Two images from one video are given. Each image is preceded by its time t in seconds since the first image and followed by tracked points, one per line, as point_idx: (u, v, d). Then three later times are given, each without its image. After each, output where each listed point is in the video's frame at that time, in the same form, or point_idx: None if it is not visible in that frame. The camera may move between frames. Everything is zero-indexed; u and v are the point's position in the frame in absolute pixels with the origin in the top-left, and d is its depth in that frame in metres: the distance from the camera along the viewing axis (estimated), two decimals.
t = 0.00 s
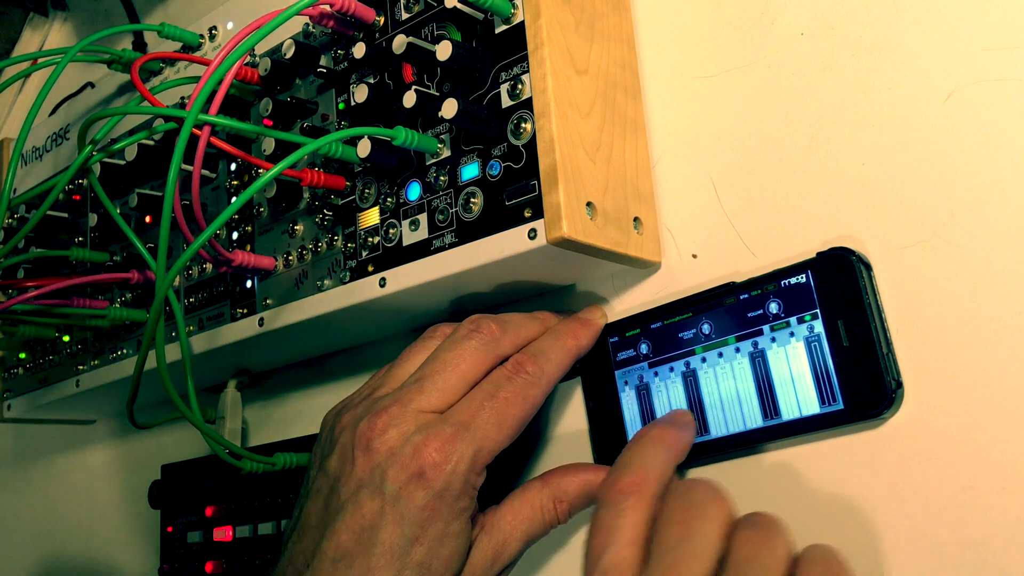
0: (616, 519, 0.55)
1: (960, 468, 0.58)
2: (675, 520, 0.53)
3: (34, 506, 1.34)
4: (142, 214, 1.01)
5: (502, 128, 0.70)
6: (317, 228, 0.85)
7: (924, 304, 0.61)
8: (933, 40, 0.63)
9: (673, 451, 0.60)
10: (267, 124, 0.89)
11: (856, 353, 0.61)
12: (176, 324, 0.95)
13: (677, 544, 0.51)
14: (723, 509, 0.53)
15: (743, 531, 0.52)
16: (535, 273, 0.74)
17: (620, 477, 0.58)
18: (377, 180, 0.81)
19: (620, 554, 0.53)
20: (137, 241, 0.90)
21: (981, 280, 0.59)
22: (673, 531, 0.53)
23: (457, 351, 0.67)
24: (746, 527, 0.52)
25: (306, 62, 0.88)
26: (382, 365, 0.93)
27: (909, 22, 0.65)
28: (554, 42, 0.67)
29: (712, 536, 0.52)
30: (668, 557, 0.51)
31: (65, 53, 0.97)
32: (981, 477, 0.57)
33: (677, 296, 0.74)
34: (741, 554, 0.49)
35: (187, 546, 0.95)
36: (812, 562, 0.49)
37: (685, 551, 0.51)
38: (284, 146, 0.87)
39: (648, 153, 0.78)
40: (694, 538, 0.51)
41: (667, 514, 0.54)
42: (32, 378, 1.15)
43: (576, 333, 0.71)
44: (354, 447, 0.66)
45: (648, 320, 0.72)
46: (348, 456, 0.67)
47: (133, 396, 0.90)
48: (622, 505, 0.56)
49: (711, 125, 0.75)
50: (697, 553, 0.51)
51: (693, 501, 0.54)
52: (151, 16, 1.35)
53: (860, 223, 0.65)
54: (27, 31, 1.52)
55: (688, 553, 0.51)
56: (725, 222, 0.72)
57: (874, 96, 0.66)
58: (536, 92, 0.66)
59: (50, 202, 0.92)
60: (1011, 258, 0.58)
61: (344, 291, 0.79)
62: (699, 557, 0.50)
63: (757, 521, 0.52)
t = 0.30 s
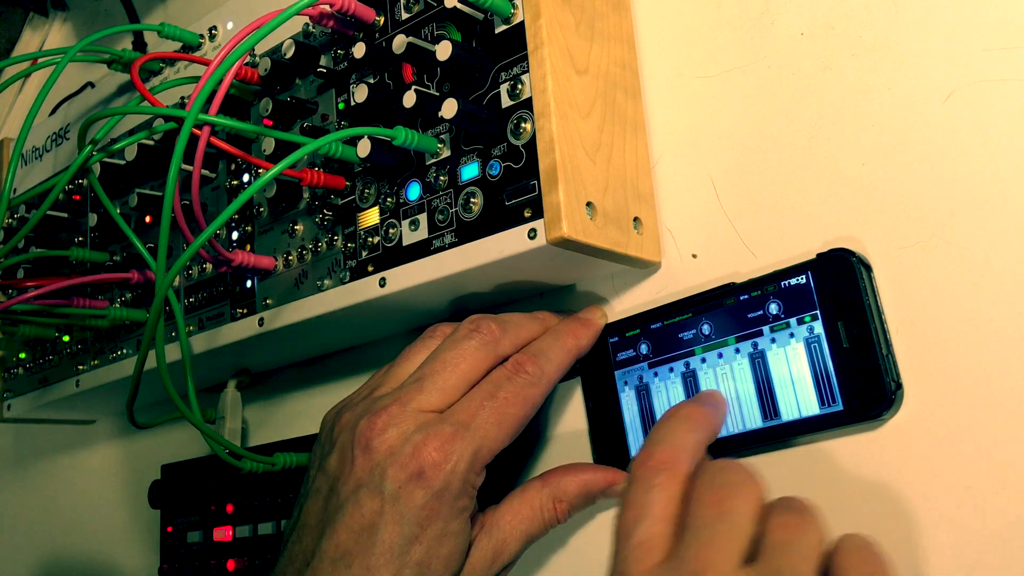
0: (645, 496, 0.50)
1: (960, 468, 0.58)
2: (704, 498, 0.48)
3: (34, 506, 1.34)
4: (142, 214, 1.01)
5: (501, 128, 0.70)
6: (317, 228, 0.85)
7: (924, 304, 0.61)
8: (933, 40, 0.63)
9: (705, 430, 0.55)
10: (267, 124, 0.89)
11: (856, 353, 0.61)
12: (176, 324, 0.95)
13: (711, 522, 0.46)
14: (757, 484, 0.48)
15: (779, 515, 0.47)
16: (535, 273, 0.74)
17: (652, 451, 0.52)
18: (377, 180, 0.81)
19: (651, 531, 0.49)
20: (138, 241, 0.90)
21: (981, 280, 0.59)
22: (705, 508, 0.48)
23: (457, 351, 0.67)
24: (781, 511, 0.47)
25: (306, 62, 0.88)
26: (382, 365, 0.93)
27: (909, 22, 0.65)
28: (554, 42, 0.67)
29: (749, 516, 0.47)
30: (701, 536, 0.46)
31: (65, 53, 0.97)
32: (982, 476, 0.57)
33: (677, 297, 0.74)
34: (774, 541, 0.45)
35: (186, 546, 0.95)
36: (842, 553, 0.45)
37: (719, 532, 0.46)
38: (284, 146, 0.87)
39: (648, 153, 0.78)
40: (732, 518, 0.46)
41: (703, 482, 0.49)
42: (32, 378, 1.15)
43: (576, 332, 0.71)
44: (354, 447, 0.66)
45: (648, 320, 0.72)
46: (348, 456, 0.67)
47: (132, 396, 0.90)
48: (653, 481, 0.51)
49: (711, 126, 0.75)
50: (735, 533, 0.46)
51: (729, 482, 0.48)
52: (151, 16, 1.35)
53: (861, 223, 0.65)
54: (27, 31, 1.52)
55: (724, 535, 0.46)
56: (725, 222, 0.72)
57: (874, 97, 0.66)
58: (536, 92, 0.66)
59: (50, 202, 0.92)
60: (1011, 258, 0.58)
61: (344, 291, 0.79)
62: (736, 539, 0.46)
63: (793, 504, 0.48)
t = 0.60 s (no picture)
0: (660, 487, 0.52)
1: (961, 468, 0.58)
2: (716, 492, 0.51)
3: (34, 506, 1.34)
4: (142, 214, 1.01)
5: (502, 128, 0.70)
6: (317, 228, 0.85)
7: (924, 304, 0.61)
8: (933, 40, 0.63)
9: (731, 426, 0.55)
10: (267, 124, 0.89)
11: (856, 353, 0.61)
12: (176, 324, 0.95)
13: (717, 520, 0.49)
14: (768, 485, 0.51)
15: (784, 512, 0.50)
16: (536, 273, 0.74)
17: (672, 442, 0.53)
18: (377, 180, 0.81)
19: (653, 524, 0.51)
20: (138, 241, 0.90)
21: (981, 279, 0.59)
22: (714, 504, 0.50)
23: (457, 351, 0.67)
24: (787, 508, 0.50)
25: (306, 62, 0.88)
26: (382, 365, 0.93)
27: (909, 22, 0.65)
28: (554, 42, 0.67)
29: (753, 516, 0.49)
30: (704, 533, 0.49)
31: (65, 53, 0.97)
32: (982, 476, 0.57)
33: (677, 296, 0.74)
34: (778, 538, 0.48)
35: (187, 546, 0.95)
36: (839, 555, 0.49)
37: (721, 530, 0.49)
38: (284, 147, 0.87)
39: (648, 153, 0.78)
40: (736, 517, 0.49)
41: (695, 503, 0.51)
42: (32, 378, 1.15)
43: (576, 332, 0.71)
44: (354, 447, 0.66)
45: (648, 320, 0.72)
46: (348, 456, 0.67)
47: (133, 397, 0.90)
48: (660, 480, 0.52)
49: (711, 125, 0.75)
50: (736, 531, 0.49)
51: (743, 481, 0.51)
52: (151, 16, 1.35)
53: (860, 223, 0.65)
54: (27, 31, 1.52)
55: (727, 532, 0.48)
56: (725, 222, 0.72)
57: (874, 97, 0.66)
58: (536, 92, 0.66)
59: (50, 202, 0.92)
60: (1011, 258, 0.58)
61: (344, 291, 0.79)
62: (737, 536, 0.48)
63: (797, 501, 0.51)
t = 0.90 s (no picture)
0: (619, 496, 0.55)
1: (961, 468, 0.58)
2: (673, 499, 0.53)
3: (34, 506, 1.34)
4: (142, 214, 1.01)
5: (502, 128, 0.70)
6: (317, 228, 0.85)
7: (924, 304, 0.61)
8: (933, 40, 0.63)
9: (686, 433, 0.58)
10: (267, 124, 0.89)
11: (856, 353, 0.61)
12: (176, 325, 0.95)
13: (675, 525, 0.51)
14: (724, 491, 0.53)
15: (740, 518, 0.53)
16: (536, 273, 0.74)
17: (629, 453, 0.56)
18: (377, 180, 0.81)
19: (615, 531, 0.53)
20: (138, 241, 0.90)
21: (981, 279, 0.59)
22: (673, 511, 0.52)
23: (457, 352, 0.67)
24: (743, 514, 0.53)
25: (306, 62, 0.88)
26: (382, 365, 0.93)
27: (909, 22, 0.65)
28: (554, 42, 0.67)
29: (710, 521, 0.52)
30: (663, 539, 0.51)
31: (65, 53, 0.97)
32: (983, 476, 0.57)
33: (677, 296, 0.74)
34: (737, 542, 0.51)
35: (187, 546, 0.95)
36: (805, 553, 0.50)
37: (680, 535, 0.51)
38: (284, 147, 0.87)
39: (648, 153, 0.78)
40: (694, 523, 0.51)
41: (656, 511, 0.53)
42: (32, 378, 1.15)
43: (576, 333, 0.71)
44: (354, 447, 0.66)
45: (648, 320, 0.72)
46: (348, 457, 0.67)
47: (133, 397, 0.90)
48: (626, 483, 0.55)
49: (711, 125, 0.75)
50: (695, 536, 0.51)
51: (699, 487, 0.53)
52: (151, 16, 1.35)
53: (860, 223, 0.65)
54: (27, 31, 1.52)
55: (685, 537, 0.51)
56: (725, 222, 0.72)
57: (874, 97, 0.66)
58: (536, 92, 0.66)
59: (50, 202, 0.92)
60: (1011, 258, 0.58)
61: (344, 292, 0.79)
62: (696, 541, 0.51)
63: (754, 508, 0.53)
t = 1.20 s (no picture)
0: (610, 500, 0.55)
1: (961, 468, 0.58)
2: (665, 502, 0.53)
3: (34, 506, 1.34)
4: (142, 214, 1.01)
5: (502, 128, 0.70)
6: (317, 228, 0.85)
7: (924, 304, 0.61)
8: (933, 40, 0.63)
9: (674, 436, 0.58)
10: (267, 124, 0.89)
11: (857, 352, 0.61)
12: (176, 325, 0.95)
13: (668, 526, 0.52)
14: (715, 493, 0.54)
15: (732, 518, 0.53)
16: (536, 273, 0.74)
17: (618, 456, 0.56)
18: (377, 180, 0.81)
19: (608, 534, 0.53)
20: (138, 241, 0.90)
21: (981, 280, 0.59)
22: (665, 513, 0.53)
23: (457, 352, 0.67)
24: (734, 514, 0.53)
25: (306, 62, 0.88)
26: (382, 365, 0.93)
27: (909, 22, 0.65)
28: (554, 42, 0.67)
29: (703, 522, 0.52)
30: (657, 540, 0.51)
31: (65, 54, 0.97)
32: (982, 476, 0.57)
33: (677, 296, 0.74)
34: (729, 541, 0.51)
35: (187, 546, 0.95)
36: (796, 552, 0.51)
37: (673, 536, 0.51)
38: (284, 147, 0.87)
39: (648, 153, 0.78)
40: (687, 523, 0.52)
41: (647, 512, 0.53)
42: (33, 378, 1.15)
43: (576, 333, 0.71)
44: (354, 447, 0.66)
45: (648, 320, 0.72)
46: (348, 457, 0.67)
47: (133, 397, 0.90)
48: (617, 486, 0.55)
49: (711, 125, 0.75)
50: (687, 537, 0.51)
51: (691, 488, 0.54)
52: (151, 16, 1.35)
53: (860, 223, 0.65)
54: (27, 31, 1.52)
55: (678, 538, 0.51)
56: (725, 222, 0.72)
57: (874, 97, 0.66)
58: (536, 92, 0.66)
59: (50, 202, 0.92)
60: (1011, 258, 0.58)
61: (344, 292, 0.79)
62: (688, 542, 0.51)
63: (746, 508, 0.54)
